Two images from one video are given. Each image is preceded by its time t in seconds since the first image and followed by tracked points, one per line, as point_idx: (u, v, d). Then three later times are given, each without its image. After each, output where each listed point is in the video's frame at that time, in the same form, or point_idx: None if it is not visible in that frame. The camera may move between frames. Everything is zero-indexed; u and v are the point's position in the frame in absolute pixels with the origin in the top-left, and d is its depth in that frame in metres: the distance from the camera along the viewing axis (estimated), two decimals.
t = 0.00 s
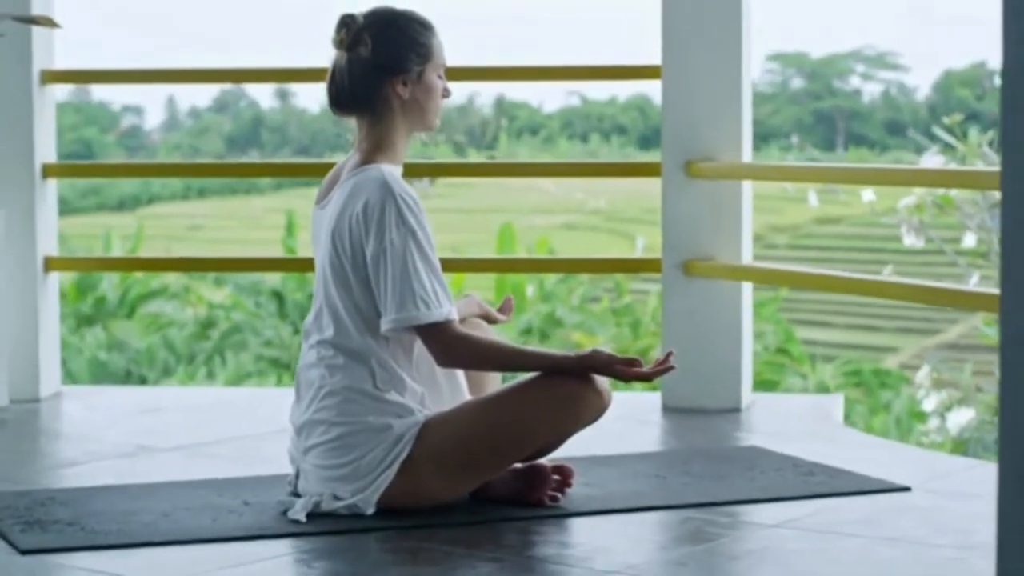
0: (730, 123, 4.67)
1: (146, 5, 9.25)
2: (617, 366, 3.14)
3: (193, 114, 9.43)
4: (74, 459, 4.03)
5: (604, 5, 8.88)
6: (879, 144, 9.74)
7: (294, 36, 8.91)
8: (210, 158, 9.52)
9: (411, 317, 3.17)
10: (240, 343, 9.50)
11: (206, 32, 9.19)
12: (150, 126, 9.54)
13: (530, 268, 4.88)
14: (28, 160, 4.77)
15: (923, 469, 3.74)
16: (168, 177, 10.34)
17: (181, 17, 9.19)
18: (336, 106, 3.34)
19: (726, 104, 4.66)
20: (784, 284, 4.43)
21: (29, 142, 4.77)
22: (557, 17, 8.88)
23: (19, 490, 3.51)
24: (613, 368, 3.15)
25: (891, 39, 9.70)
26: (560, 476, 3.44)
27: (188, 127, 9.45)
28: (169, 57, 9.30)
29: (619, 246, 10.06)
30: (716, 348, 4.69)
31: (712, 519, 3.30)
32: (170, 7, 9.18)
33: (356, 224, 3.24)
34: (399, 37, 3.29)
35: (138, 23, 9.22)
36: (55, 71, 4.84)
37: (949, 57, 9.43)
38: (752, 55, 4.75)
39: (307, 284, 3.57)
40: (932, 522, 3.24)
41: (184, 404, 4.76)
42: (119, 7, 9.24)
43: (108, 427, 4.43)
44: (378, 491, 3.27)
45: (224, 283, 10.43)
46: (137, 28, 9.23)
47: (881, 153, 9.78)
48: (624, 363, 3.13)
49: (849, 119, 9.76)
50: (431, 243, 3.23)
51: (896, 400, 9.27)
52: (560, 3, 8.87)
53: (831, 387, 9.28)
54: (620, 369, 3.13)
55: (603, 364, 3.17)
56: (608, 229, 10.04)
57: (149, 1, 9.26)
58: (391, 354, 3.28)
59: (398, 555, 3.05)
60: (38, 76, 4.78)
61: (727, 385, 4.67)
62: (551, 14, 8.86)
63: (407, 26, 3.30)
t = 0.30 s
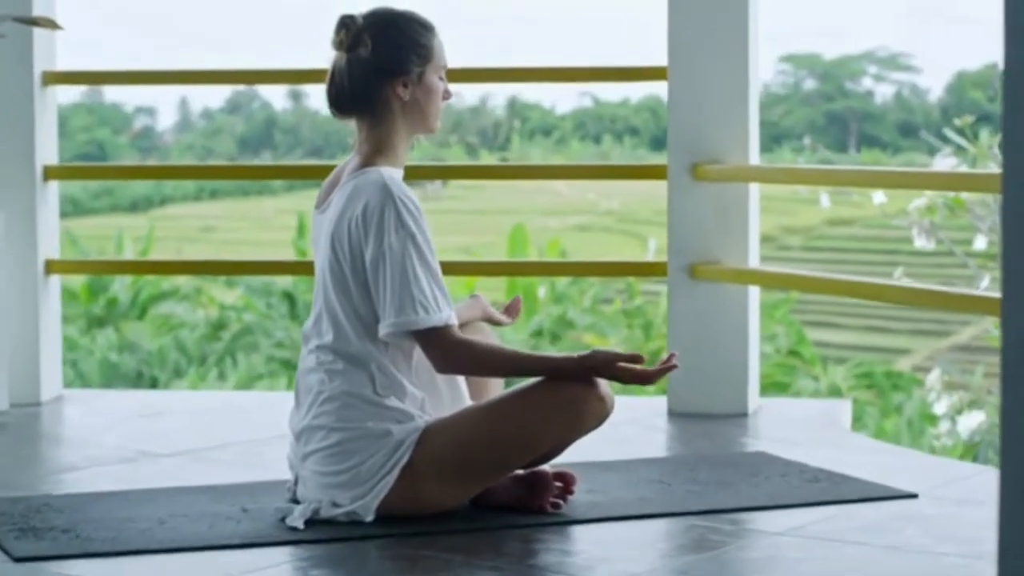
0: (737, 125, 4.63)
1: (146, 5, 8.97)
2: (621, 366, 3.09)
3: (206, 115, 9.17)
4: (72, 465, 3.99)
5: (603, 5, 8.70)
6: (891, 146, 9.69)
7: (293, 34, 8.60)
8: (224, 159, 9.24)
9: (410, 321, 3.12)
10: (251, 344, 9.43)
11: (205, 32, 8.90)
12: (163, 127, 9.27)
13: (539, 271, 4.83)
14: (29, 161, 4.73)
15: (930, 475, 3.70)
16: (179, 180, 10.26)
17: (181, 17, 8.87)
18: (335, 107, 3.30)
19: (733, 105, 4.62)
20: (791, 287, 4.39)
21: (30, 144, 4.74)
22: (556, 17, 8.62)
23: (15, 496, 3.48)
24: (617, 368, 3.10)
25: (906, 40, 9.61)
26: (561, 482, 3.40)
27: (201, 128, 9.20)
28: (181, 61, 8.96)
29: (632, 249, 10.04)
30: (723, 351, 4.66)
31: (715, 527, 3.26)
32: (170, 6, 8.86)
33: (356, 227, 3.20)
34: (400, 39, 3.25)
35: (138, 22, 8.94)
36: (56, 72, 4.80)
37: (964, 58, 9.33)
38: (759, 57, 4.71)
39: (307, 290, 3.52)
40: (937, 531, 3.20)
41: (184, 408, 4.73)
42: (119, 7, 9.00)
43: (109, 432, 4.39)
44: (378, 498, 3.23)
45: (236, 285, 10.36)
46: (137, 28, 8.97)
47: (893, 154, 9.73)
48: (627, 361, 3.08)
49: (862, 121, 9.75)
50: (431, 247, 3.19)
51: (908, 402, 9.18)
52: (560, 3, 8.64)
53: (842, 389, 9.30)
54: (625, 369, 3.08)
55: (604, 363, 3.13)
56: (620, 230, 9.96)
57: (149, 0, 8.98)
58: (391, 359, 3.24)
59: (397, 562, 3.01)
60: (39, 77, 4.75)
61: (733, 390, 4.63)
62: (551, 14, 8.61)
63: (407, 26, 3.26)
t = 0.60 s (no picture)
0: (743, 130, 4.59)
1: (145, 5, 9.05)
2: (625, 373, 3.05)
3: (219, 117, 9.35)
4: (70, 472, 3.95)
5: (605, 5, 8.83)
6: (905, 149, 9.56)
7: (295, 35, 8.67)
8: (236, 162, 9.41)
9: (406, 328, 3.08)
10: (263, 347, 9.40)
11: (204, 32, 8.92)
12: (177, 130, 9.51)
13: (546, 277, 4.80)
14: (28, 166, 4.70)
15: (937, 484, 3.65)
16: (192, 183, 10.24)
17: (181, 17, 8.91)
18: (334, 111, 3.25)
19: (740, 110, 4.58)
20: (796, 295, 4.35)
21: (29, 148, 4.71)
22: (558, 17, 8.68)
23: (10, 505, 3.44)
24: (621, 375, 3.05)
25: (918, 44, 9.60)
26: (563, 492, 3.35)
27: (213, 131, 9.39)
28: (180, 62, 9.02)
29: (643, 249, 9.92)
30: (729, 358, 4.61)
31: (719, 538, 3.21)
32: (169, 6, 8.91)
33: (354, 232, 3.16)
34: (399, 42, 3.21)
35: (137, 22, 9.03)
36: (57, 76, 4.77)
37: (977, 60, 9.31)
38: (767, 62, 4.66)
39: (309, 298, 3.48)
40: (945, 542, 3.15)
41: (186, 414, 4.69)
42: (119, 7, 9.07)
43: (108, 439, 4.35)
44: (375, 508, 3.18)
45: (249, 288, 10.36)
46: (136, 29, 9.04)
47: (906, 157, 9.63)
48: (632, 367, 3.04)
49: (875, 123, 9.64)
50: (429, 253, 3.15)
51: (920, 405, 9.15)
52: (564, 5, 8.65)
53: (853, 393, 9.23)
54: (630, 376, 3.03)
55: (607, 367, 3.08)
56: (633, 234, 9.94)
57: (149, 0, 9.05)
58: (389, 366, 3.19)
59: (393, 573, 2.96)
60: (39, 81, 4.72)
61: (739, 397, 4.59)
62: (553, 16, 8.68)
63: (406, 30, 3.22)
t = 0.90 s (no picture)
0: (747, 132, 4.56)
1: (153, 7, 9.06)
2: (624, 376, 3.00)
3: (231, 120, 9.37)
4: (68, 477, 3.92)
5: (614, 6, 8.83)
6: (915, 152, 9.50)
7: (293, 35, 8.88)
8: (246, 164, 9.41)
9: (401, 333, 3.05)
10: (273, 350, 9.36)
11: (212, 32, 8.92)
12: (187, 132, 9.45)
13: (553, 281, 4.77)
14: (29, 169, 4.68)
15: (942, 491, 3.62)
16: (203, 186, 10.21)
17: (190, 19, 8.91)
18: (331, 114, 3.22)
19: (744, 112, 4.55)
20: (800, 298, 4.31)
21: (30, 150, 4.68)
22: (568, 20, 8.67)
23: (5, 511, 3.41)
24: (619, 378, 3.01)
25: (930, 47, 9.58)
26: (562, 499, 3.31)
27: (224, 134, 9.37)
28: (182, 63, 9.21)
29: (652, 251, 9.86)
30: (734, 362, 4.57)
31: (721, 545, 3.17)
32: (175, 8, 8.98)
33: (351, 236, 3.13)
34: (396, 44, 3.18)
35: (138, 23, 9.19)
36: (57, 78, 4.74)
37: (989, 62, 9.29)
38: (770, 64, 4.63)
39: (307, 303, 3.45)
40: (949, 550, 3.11)
41: (186, 418, 4.66)
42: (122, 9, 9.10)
43: (106, 443, 4.32)
44: (373, 515, 3.15)
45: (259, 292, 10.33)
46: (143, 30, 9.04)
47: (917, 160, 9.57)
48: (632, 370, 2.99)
49: (886, 126, 9.61)
50: (426, 257, 3.12)
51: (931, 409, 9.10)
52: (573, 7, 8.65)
53: (865, 395, 9.15)
54: (629, 379, 2.99)
55: (604, 369, 3.03)
56: (644, 236, 9.91)
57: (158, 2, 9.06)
58: (386, 372, 3.15)
59: None
60: (39, 83, 4.69)
61: (744, 403, 4.55)
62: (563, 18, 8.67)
63: (404, 31, 3.19)
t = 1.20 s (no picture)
0: (756, 132, 4.53)
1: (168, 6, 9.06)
2: (629, 371, 2.97)
3: (247, 121, 9.28)
4: (70, 481, 3.88)
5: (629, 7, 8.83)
6: (932, 153, 9.46)
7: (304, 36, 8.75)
8: (263, 165, 9.38)
9: (403, 335, 3.00)
10: (289, 351, 9.32)
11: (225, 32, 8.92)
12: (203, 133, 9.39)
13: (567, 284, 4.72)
14: (33, 170, 4.66)
15: (952, 496, 3.57)
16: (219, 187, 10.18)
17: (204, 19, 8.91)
18: (332, 114, 3.19)
19: (753, 113, 4.51)
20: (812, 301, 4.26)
21: (33, 151, 4.66)
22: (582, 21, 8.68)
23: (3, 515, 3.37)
24: (624, 375, 2.98)
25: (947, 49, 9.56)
26: (567, 504, 3.27)
27: (242, 135, 9.32)
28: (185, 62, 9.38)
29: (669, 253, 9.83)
30: (745, 364, 4.54)
31: (727, 551, 3.12)
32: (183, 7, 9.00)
33: (351, 237, 3.09)
34: (397, 43, 3.15)
35: (139, 23, 9.32)
36: (61, 78, 4.73)
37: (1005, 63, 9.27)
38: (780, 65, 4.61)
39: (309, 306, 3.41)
40: (959, 556, 3.06)
41: (190, 421, 4.62)
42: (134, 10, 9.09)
43: (110, 446, 4.29)
44: (374, 520, 3.11)
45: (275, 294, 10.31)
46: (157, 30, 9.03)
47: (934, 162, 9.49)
48: (638, 367, 2.97)
49: (902, 128, 9.59)
50: (428, 259, 3.08)
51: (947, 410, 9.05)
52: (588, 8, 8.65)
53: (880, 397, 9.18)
54: (635, 375, 2.96)
55: (607, 369, 3.00)
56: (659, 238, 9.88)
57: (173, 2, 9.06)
58: (387, 374, 3.11)
59: None
60: (43, 83, 4.68)
61: (753, 406, 4.51)
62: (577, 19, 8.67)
63: (405, 29, 3.16)
